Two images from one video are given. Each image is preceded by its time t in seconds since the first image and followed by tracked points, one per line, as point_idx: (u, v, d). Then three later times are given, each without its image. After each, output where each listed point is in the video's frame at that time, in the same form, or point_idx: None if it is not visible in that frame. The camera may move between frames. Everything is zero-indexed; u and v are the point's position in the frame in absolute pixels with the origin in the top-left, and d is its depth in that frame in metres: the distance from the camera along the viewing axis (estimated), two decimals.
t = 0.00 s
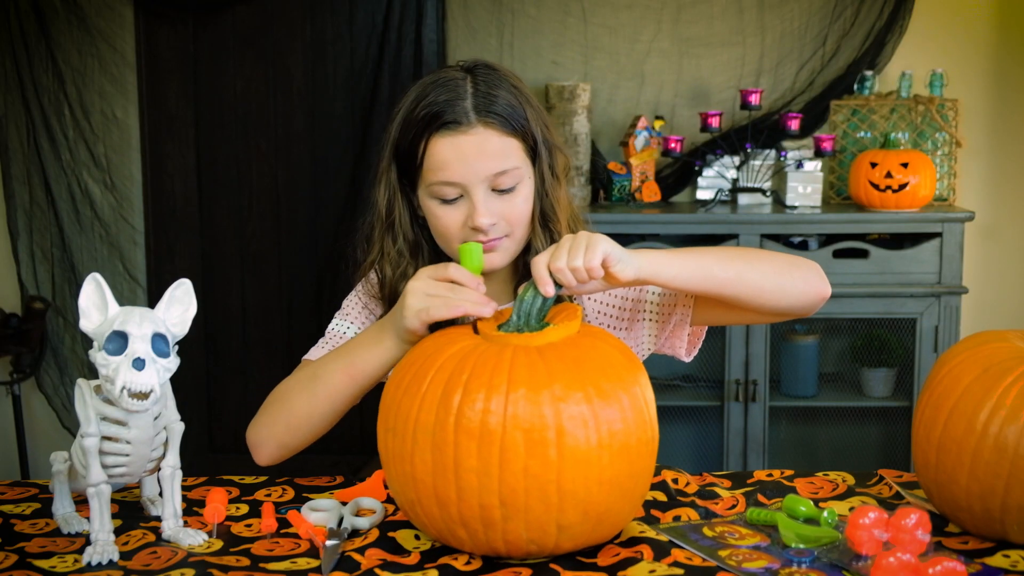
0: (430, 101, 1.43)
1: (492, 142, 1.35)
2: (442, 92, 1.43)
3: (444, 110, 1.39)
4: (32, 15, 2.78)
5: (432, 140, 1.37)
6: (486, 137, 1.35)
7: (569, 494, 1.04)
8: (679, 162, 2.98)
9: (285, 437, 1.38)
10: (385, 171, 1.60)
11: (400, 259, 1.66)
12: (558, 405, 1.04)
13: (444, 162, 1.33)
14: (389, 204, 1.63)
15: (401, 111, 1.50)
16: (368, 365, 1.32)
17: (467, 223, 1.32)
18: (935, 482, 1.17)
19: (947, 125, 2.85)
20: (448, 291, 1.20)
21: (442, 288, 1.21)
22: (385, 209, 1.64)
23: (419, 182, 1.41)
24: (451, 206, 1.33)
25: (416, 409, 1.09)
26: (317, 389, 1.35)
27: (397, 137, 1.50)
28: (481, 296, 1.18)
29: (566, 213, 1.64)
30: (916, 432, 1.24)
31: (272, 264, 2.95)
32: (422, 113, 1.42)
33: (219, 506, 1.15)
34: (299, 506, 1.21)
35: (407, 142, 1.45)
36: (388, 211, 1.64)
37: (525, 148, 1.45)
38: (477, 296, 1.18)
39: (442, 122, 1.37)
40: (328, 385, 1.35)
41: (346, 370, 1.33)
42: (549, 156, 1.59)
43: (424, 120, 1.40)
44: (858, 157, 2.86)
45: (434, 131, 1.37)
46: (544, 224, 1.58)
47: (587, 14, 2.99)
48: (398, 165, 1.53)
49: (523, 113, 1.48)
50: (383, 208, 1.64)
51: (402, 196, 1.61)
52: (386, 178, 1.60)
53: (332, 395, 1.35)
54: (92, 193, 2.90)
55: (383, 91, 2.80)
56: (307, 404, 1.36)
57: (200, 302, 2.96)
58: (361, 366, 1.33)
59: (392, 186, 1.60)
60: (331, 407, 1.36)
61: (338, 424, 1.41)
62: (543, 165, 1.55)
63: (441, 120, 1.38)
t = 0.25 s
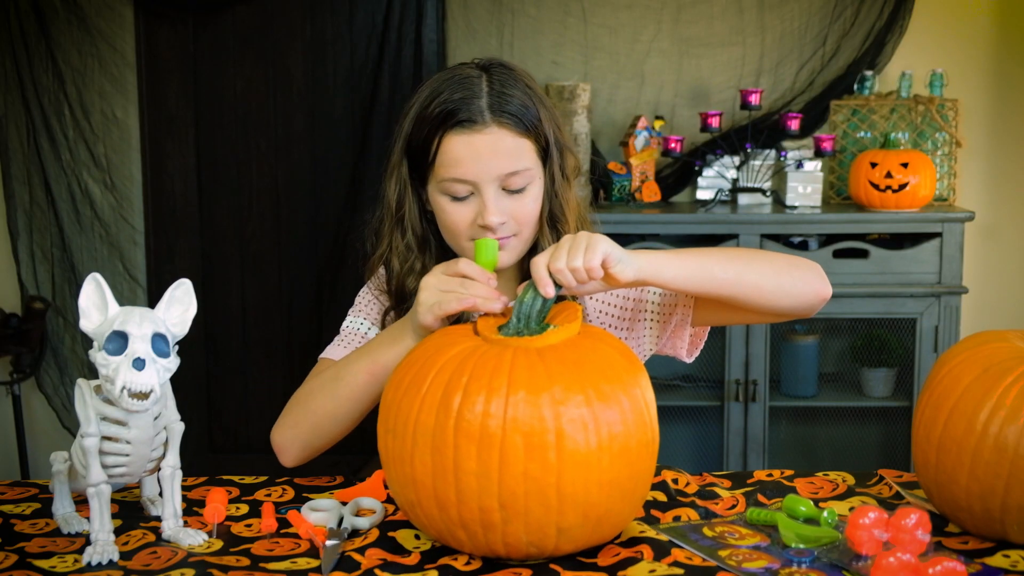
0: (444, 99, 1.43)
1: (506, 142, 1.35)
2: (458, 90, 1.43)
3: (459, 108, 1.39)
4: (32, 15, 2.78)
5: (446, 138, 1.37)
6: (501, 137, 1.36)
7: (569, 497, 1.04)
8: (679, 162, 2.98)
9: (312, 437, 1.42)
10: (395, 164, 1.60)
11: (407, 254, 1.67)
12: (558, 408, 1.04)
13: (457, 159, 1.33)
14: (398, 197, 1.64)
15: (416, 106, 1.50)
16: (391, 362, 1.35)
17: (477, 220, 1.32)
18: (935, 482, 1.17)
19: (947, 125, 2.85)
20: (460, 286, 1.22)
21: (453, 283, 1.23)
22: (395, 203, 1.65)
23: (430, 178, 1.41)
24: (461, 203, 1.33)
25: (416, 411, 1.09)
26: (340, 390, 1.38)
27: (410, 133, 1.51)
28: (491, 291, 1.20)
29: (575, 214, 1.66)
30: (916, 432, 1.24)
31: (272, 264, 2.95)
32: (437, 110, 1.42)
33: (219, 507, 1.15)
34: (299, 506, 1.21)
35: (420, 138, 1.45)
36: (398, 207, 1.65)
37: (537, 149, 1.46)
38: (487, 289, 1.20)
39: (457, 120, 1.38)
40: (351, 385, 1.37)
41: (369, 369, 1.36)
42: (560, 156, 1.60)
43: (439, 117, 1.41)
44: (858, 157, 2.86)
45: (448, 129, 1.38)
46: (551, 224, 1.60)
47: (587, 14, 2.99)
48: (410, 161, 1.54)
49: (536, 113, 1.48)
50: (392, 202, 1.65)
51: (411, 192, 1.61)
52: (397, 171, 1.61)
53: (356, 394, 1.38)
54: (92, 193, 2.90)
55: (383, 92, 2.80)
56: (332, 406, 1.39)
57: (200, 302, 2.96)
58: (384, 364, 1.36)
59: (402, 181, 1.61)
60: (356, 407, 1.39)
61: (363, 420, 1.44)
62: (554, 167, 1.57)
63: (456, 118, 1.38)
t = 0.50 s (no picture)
0: (459, 94, 1.43)
1: (518, 137, 1.35)
2: (472, 85, 1.44)
3: (473, 102, 1.40)
4: (32, 15, 2.78)
5: (460, 131, 1.38)
6: (513, 132, 1.36)
7: (569, 499, 1.04)
8: (679, 162, 2.98)
9: (329, 438, 1.42)
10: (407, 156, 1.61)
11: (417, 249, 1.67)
12: (558, 410, 1.04)
13: (469, 152, 1.34)
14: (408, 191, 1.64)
15: (429, 101, 1.51)
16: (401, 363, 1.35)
17: (485, 214, 1.32)
18: (934, 482, 1.17)
19: (947, 125, 2.85)
20: (464, 290, 1.23)
21: (456, 288, 1.24)
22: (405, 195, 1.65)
23: (441, 171, 1.42)
24: (470, 196, 1.33)
25: (416, 412, 1.09)
26: (352, 392, 1.38)
27: (423, 127, 1.51)
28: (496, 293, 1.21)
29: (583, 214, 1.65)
30: (915, 432, 1.24)
31: (272, 264, 2.95)
32: (451, 104, 1.42)
33: (219, 507, 1.15)
34: (299, 506, 1.21)
35: (432, 131, 1.46)
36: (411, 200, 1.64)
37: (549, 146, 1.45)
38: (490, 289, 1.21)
39: (470, 114, 1.38)
40: (362, 387, 1.38)
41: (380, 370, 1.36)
42: (571, 155, 1.60)
43: (453, 111, 1.41)
44: (858, 157, 2.86)
45: (461, 123, 1.38)
46: (559, 222, 1.60)
47: (587, 14, 2.99)
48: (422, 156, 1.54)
49: (549, 111, 1.48)
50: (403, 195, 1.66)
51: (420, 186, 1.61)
52: (409, 164, 1.61)
53: (369, 395, 1.38)
54: (92, 193, 2.90)
55: (383, 92, 2.80)
56: (346, 408, 1.39)
57: (200, 302, 2.96)
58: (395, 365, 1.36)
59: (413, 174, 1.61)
60: (370, 409, 1.39)
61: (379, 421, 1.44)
62: (565, 166, 1.57)
63: (469, 112, 1.39)
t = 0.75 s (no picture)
0: (469, 93, 1.43)
1: (530, 135, 1.36)
2: (484, 83, 1.44)
3: (486, 100, 1.40)
4: (32, 15, 2.78)
5: (471, 129, 1.38)
6: (525, 130, 1.36)
7: (569, 498, 1.04)
8: (679, 162, 2.98)
9: (330, 437, 1.42)
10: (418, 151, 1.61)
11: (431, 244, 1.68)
12: (558, 408, 1.04)
13: (480, 148, 1.34)
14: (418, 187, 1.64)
15: (441, 98, 1.51)
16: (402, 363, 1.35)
17: (494, 211, 1.33)
18: (934, 482, 1.17)
19: (947, 125, 2.85)
20: (468, 288, 1.23)
21: (463, 285, 1.23)
22: (416, 191, 1.65)
23: (452, 167, 1.42)
24: (480, 193, 1.34)
25: (416, 412, 1.09)
26: (354, 391, 1.38)
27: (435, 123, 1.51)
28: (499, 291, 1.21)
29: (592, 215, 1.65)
30: (915, 431, 1.24)
31: (272, 264, 2.95)
32: (463, 101, 1.43)
33: (219, 507, 1.15)
34: (299, 506, 1.21)
35: (444, 127, 1.46)
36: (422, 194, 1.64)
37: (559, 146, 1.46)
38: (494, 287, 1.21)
39: (483, 111, 1.39)
40: (364, 387, 1.38)
41: (382, 371, 1.36)
42: (581, 155, 1.60)
43: (465, 109, 1.41)
44: (858, 157, 2.86)
45: (474, 119, 1.39)
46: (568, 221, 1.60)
47: (587, 14, 2.99)
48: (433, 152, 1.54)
49: (560, 111, 1.48)
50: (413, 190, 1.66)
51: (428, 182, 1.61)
52: (420, 160, 1.62)
53: (370, 395, 1.37)
54: (92, 193, 2.90)
55: (383, 92, 2.80)
56: (347, 407, 1.39)
57: (200, 302, 2.96)
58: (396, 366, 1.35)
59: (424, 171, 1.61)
60: (371, 408, 1.39)
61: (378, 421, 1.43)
62: (574, 166, 1.57)
63: (482, 110, 1.39)
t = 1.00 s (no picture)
0: (477, 90, 1.43)
1: (538, 135, 1.36)
2: (491, 81, 1.43)
3: (495, 98, 1.40)
4: (32, 15, 2.78)
5: (478, 125, 1.38)
6: (533, 129, 1.36)
7: (570, 496, 1.04)
8: (679, 162, 2.98)
9: (330, 436, 1.42)
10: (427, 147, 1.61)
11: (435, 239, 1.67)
12: (558, 407, 1.04)
13: (487, 144, 1.35)
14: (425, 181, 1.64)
15: (449, 95, 1.51)
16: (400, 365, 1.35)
17: (499, 207, 1.33)
18: (934, 482, 1.17)
19: (947, 125, 2.85)
20: (459, 287, 1.21)
21: (453, 287, 1.21)
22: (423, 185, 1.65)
23: (458, 164, 1.42)
24: (485, 189, 1.34)
25: (417, 411, 1.09)
26: (352, 392, 1.38)
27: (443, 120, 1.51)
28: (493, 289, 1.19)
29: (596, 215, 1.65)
30: (916, 431, 1.24)
31: (272, 264, 2.95)
32: (473, 98, 1.43)
33: (219, 506, 1.15)
34: (299, 506, 1.21)
35: (451, 123, 1.46)
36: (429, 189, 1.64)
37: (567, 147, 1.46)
38: (485, 289, 1.18)
39: (492, 109, 1.39)
40: (363, 387, 1.37)
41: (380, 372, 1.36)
42: (587, 156, 1.60)
43: (473, 105, 1.41)
44: (858, 157, 2.86)
45: (482, 117, 1.39)
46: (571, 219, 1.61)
47: (587, 14, 2.99)
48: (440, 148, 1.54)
49: (568, 112, 1.48)
50: (420, 184, 1.66)
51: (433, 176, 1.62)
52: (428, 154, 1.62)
53: (370, 395, 1.38)
54: (92, 193, 2.90)
55: (383, 92, 2.80)
56: (345, 406, 1.39)
57: (200, 302, 2.96)
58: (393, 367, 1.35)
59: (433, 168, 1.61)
60: (369, 408, 1.39)
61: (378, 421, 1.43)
62: (581, 167, 1.57)
63: (491, 107, 1.39)
